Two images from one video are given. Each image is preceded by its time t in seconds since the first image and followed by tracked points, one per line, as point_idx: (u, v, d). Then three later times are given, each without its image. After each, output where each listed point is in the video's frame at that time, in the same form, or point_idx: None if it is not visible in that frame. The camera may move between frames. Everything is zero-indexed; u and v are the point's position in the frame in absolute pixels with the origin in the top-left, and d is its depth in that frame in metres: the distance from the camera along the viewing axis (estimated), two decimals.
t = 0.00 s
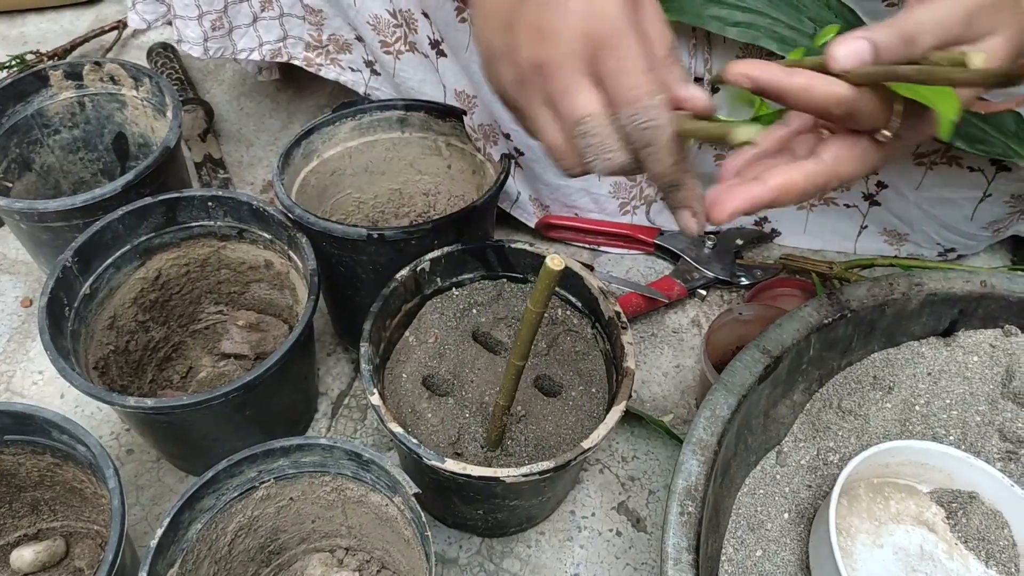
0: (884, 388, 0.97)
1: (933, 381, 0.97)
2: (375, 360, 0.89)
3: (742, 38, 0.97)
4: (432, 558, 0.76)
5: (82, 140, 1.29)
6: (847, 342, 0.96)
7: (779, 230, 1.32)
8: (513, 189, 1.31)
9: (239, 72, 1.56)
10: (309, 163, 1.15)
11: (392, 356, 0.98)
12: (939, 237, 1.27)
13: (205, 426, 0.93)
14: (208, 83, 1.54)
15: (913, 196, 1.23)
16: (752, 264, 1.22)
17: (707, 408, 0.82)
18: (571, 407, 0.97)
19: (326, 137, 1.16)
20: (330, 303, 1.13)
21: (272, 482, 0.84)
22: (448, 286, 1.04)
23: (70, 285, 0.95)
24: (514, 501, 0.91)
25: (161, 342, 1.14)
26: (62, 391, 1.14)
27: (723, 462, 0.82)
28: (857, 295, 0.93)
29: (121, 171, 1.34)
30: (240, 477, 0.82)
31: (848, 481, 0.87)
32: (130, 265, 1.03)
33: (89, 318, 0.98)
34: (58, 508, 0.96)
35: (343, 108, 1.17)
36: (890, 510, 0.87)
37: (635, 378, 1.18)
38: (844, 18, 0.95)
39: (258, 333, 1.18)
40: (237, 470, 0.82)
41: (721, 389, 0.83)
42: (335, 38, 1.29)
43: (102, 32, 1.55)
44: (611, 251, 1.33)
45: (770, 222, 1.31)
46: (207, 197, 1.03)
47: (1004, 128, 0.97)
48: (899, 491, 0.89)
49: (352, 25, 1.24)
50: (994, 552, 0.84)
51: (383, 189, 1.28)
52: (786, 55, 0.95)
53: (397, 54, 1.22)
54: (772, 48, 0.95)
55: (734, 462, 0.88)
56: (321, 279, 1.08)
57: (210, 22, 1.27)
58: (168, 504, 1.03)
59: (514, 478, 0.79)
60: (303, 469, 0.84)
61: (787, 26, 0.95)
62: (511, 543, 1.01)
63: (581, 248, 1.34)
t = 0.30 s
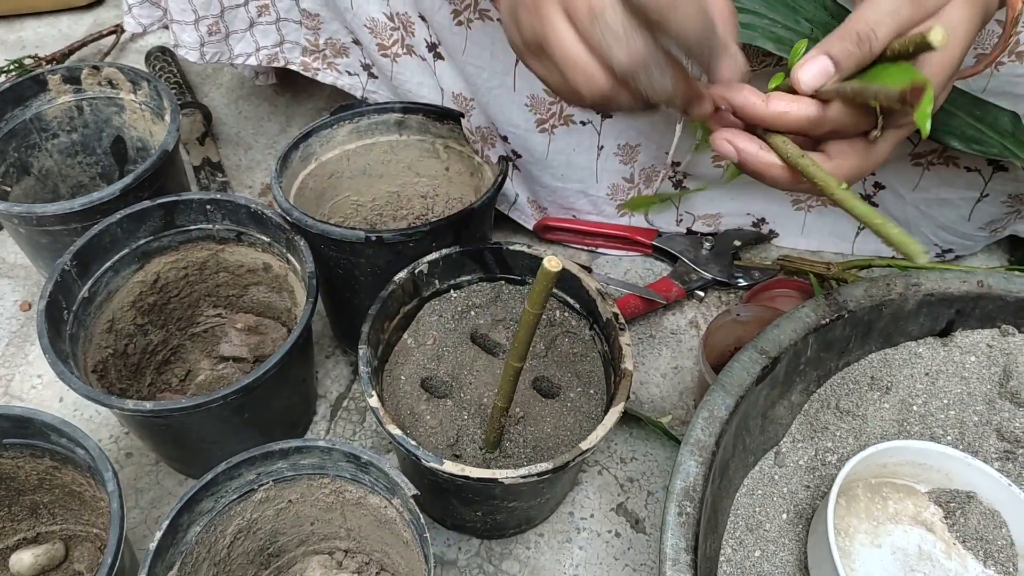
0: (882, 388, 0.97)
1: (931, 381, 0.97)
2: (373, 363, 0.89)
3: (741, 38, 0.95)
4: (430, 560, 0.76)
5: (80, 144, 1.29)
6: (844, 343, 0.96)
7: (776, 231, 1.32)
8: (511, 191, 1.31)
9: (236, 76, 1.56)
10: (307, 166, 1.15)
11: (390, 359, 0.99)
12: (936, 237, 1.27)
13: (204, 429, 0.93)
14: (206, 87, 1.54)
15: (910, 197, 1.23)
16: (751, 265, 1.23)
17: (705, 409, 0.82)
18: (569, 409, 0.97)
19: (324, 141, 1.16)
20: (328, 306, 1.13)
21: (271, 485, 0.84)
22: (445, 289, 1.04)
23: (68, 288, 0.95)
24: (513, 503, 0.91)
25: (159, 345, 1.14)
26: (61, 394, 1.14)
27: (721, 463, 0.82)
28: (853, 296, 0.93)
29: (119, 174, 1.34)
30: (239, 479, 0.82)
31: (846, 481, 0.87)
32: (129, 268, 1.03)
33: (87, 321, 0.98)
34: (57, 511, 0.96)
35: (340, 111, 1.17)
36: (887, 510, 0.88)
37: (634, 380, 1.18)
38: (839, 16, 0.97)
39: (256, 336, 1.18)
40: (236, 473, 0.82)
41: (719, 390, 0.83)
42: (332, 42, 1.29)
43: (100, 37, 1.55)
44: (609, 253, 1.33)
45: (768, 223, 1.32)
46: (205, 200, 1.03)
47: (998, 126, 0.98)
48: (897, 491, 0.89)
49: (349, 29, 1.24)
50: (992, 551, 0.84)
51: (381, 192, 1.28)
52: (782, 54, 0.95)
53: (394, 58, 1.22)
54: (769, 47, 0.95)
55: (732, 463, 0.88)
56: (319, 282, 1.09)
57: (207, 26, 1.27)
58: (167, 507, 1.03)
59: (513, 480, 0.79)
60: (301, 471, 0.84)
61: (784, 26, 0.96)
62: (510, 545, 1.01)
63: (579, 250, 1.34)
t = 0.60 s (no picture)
0: (880, 388, 0.97)
1: (929, 380, 0.97)
2: (373, 363, 0.89)
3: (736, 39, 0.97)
4: (430, 560, 0.76)
5: (79, 144, 1.29)
6: (843, 342, 0.96)
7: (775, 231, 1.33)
8: (509, 192, 1.31)
9: (235, 76, 1.56)
10: (306, 166, 1.15)
11: (389, 359, 0.99)
12: (935, 237, 1.27)
13: (203, 429, 0.93)
14: (204, 87, 1.54)
15: (909, 196, 1.23)
16: (749, 265, 1.23)
17: (703, 409, 0.82)
18: (568, 409, 0.97)
19: (323, 141, 1.16)
20: (327, 306, 1.13)
21: (270, 485, 0.85)
22: (444, 289, 1.04)
23: (68, 289, 0.95)
24: (512, 502, 0.91)
25: (159, 345, 1.14)
26: (61, 395, 1.14)
27: (719, 463, 0.82)
28: (852, 295, 0.93)
29: (118, 175, 1.34)
30: (238, 480, 0.82)
31: (845, 480, 0.88)
32: (128, 269, 1.03)
33: (87, 322, 0.98)
34: (57, 511, 0.96)
35: (339, 111, 1.17)
36: (886, 509, 0.88)
37: (633, 379, 1.18)
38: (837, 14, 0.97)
39: (256, 336, 1.18)
40: (235, 473, 0.82)
41: (717, 389, 0.84)
42: (331, 42, 1.29)
43: (98, 37, 1.55)
44: (608, 253, 1.33)
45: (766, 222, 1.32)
46: (204, 201, 1.03)
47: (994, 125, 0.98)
48: (896, 490, 0.90)
49: (348, 29, 1.24)
50: (990, 550, 0.85)
51: (380, 193, 1.28)
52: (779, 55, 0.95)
53: (393, 57, 1.22)
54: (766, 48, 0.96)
55: (731, 462, 0.88)
56: (318, 283, 1.09)
57: (206, 27, 1.27)
58: (167, 507, 1.03)
59: (512, 480, 0.80)
60: (301, 471, 0.85)
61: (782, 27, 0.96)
62: (509, 545, 1.01)
63: (578, 250, 1.34)
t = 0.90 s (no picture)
0: (880, 389, 0.97)
1: (929, 381, 0.97)
2: (373, 364, 0.89)
3: (737, 39, 0.95)
4: (430, 561, 0.76)
5: (79, 146, 1.29)
6: (843, 342, 0.96)
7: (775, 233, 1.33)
8: (509, 193, 1.32)
9: (235, 78, 1.56)
10: (306, 168, 1.15)
11: (389, 360, 0.99)
12: (935, 237, 1.28)
13: (204, 431, 0.93)
14: (204, 89, 1.54)
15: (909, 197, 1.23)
16: (749, 266, 1.23)
17: (704, 410, 0.82)
18: (568, 410, 0.97)
19: (323, 142, 1.16)
20: (327, 307, 1.13)
21: (270, 486, 0.85)
22: (445, 290, 1.04)
23: (68, 290, 0.95)
24: (512, 503, 0.91)
25: (159, 346, 1.14)
26: (61, 396, 1.14)
27: (719, 464, 0.82)
28: (852, 296, 0.93)
29: (119, 176, 1.35)
30: (238, 481, 0.82)
31: (845, 481, 0.88)
32: (128, 270, 1.03)
33: (87, 323, 0.98)
34: (58, 513, 0.96)
35: (340, 112, 1.17)
36: (886, 510, 0.88)
37: (633, 380, 1.18)
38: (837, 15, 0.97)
39: (256, 337, 1.18)
40: (235, 474, 0.82)
41: (718, 390, 0.84)
42: (330, 44, 1.29)
43: (99, 39, 1.55)
44: (608, 254, 1.33)
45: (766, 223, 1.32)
46: (204, 202, 1.03)
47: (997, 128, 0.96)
48: (896, 491, 0.89)
49: (347, 31, 1.24)
50: (991, 551, 0.84)
51: (380, 193, 1.28)
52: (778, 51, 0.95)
53: (393, 59, 1.22)
54: (767, 48, 0.95)
55: (731, 463, 0.88)
56: (318, 284, 1.09)
57: (206, 29, 1.27)
58: (167, 509, 1.03)
59: (512, 481, 0.79)
60: (301, 472, 0.85)
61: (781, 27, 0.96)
62: (509, 546, 1.01)
63: (578, 251, 1.34)
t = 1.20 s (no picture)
0: (878, 388, 0.98)
1: (927, 381, 0.98)
2: (372, 365, 0.90)
3: (734, 39, 0.96)
4: (430, 561, 0.76)
5: (78, 148, 1.30)
6: (841, 343, 0.96)
7: (774, 233, 1.33)
8: (508, 194, 1.32)
9: (234, 80, 1.56)
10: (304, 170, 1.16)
11: (389, 361, 0.99)
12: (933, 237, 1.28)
13: (203, 432, 0.93)
14: (203, 91, 1.54)
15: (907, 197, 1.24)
16: (747, 266, 1.23)
17: (702, 410, 0.82)
18: (567, 410, 0.97)
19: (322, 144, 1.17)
20: (327, 308, 1.14)
21: (270, 487, 0.85)
22: (443, 291, 1.04)
23: (67, 292, 0.96)
24: (511, 504, 0.91)
25: (159, 348, 1.14)
26: (60, 398, 1.15)
27: (717, 464, 0.82)
28: (850, 296, 0.93)
29: (118, 178, 1.35)
30: (238, 482, 0.83)
31: (842, 481, 0.88)
32: (127, 272, 1.03)
33: (86, 325, 0.99)
34: (57, 514, 0.96)
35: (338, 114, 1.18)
36: (884, 510, 0.88)
37: (631, 381, 1.19)
38: (833, 14, 1.00)
39: (255, 338, 1.18)
40: (235, 475, 0.82)
41: (716, 391, 0.84)
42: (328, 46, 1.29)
43: (98, 41, 1.56)
44: (607, 255, 1.33)
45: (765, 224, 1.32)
46: (203, 204, 1.04)
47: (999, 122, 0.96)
48: (894, 491, 0.90)
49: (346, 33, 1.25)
50: (988, 550, 0.85)
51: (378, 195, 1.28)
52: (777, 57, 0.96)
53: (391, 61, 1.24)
54: (765, 48, 0.96)
55: (729, 463, 0.88)
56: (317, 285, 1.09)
57: (205, 31, 1.27)
58: (167, 510, 1.03)
59: (510, 481, 0.80)
60: (300, 473, 0.85)
61: (778, 27, 0.97)
62: (509, 546, 1.01)
63: (577, 252, 1.34)
